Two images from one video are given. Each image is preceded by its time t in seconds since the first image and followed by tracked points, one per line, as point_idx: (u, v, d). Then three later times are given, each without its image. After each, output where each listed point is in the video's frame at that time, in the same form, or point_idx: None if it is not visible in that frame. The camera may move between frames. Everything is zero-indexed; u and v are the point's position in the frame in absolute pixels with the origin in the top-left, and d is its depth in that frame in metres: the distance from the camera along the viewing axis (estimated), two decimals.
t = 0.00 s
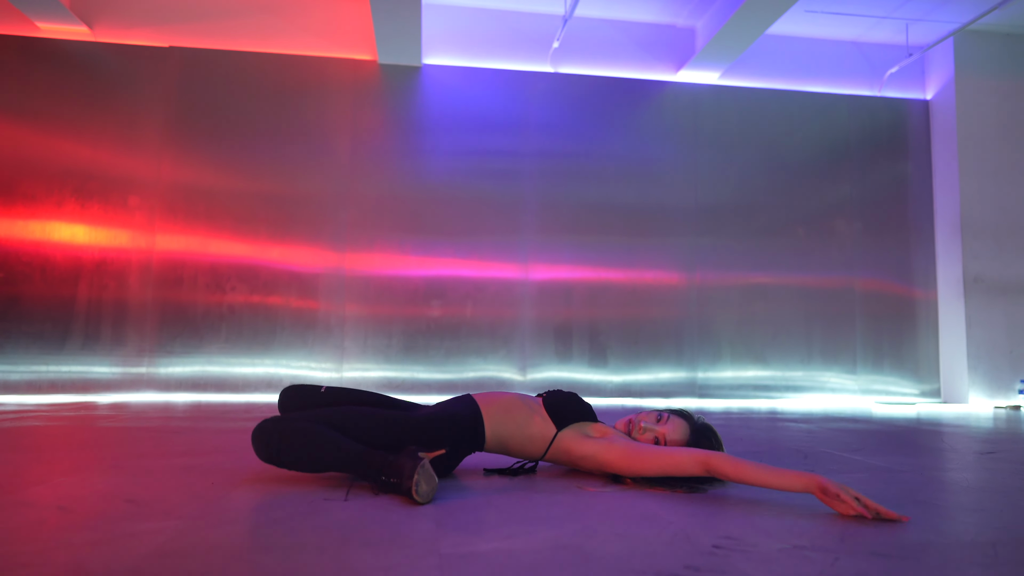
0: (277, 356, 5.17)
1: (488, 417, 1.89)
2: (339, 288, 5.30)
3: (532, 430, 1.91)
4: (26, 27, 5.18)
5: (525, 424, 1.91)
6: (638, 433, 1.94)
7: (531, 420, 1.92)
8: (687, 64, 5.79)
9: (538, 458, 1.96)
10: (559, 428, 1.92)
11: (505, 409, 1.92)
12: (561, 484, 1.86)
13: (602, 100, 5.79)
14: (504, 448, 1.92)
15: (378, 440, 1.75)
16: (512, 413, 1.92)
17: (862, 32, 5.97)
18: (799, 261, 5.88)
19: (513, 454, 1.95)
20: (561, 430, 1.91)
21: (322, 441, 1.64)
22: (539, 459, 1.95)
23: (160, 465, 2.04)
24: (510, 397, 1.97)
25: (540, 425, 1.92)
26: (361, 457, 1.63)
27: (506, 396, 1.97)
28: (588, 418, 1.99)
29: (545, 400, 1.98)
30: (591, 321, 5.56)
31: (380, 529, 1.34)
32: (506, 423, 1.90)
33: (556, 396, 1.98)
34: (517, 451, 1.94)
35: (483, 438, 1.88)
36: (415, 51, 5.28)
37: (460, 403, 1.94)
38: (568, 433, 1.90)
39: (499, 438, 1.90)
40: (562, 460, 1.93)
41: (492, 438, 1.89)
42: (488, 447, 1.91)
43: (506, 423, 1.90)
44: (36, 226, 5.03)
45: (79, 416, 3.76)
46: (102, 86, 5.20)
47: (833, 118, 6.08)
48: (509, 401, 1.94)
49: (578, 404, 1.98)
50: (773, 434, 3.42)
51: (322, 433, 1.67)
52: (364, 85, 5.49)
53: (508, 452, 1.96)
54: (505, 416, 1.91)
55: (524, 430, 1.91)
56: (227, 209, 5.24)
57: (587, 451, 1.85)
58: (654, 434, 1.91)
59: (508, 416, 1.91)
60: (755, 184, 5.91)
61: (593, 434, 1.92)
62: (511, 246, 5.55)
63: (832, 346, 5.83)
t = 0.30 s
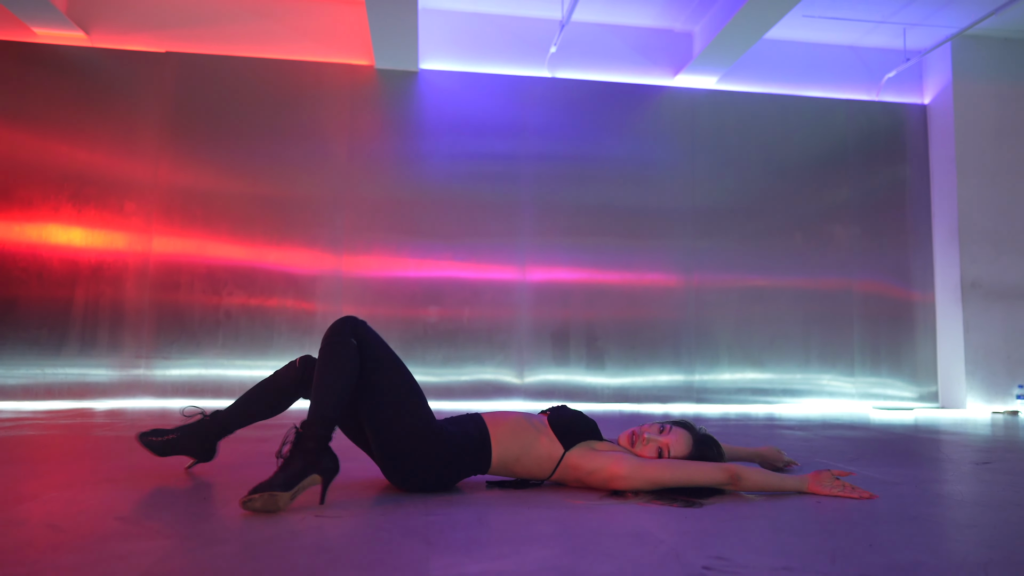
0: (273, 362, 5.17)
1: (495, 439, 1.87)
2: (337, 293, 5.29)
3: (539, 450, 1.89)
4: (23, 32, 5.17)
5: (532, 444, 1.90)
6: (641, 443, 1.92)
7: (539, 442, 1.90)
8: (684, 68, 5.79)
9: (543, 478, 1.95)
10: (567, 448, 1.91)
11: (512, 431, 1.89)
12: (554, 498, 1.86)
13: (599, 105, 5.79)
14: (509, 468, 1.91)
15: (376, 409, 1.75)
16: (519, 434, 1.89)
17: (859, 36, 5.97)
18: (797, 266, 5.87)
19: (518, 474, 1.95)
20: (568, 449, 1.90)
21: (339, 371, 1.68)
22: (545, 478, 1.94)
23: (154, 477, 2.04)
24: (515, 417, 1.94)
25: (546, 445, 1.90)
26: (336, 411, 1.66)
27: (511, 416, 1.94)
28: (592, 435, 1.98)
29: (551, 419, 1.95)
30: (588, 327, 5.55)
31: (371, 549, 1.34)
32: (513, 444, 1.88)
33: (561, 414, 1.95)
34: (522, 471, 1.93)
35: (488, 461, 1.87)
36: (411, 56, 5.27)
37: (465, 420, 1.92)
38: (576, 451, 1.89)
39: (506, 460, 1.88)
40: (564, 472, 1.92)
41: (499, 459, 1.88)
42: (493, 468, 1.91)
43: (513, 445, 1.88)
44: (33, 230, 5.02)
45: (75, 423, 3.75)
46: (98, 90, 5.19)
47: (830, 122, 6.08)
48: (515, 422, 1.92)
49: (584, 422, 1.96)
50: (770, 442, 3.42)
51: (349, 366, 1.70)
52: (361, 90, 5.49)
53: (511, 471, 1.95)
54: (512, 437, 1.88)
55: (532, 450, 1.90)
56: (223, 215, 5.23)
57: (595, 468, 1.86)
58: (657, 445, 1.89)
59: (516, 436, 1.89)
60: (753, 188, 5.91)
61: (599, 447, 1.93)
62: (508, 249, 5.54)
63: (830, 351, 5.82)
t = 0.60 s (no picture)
0: (270, 365, 5.18)
1: (476, 431, 1.91)
2: (333, 296, 5.30)
3: (518, 441, 1.90)
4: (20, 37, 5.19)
5: (509, 435, 1.91)
6: (629, 435, 1.95)
7: (518, 433, 1.91)
8: (680, 73, 5.81)
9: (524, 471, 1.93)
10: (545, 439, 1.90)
11: (492, 422, 1.93)
12: (544, 506, 1.87)
13: (595, 109, 5.81)
14: (491, 460, 1.92)
15: (367, 403, 1.83)
16: (499, 425, 1.92)
17: (854, 41, 6.00)
18: (792, 270, 5.89)
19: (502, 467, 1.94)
20: (545, 441, 1.89)
21: (339, 364, 1.82)
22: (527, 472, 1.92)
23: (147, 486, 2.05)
24: (498, 409, 1.98)
25: (526, 437, 1.90)
26: (327, 399, 1.79)
27: (494, 407, 1.98)
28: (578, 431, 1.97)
29: (533, 412, 1.97)
30: (584, 330, 5.57)
31: (359, 559, 1.36)
32: (490, 436, 1.91)
33: (544, 407, 1.97)
34: (504, 463, 1.93)
35: (471, 456, 1.89)
36: (408, 61, 5.29)
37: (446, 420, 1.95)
38: (552, 444, 1.88)
39: (485, 450, 1.90)
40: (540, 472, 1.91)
41: (479, 450, 1.90)
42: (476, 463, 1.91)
43: (491, 435, 1.91)
44: (30, 233, 5.03)
45: (72, 427, 3.76)
46: (96, 94, 5.21)
47: (826, 126, 6.10)
48: (496, 413, 1.95)
49: (568, 417, 1.97)
50: (762, 448, 3.43)
51: (350, 361, 1.83)
52: (358, 94, 5.50)
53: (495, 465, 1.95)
54: (491, 428, 1.92)
55: (510, 441, 1.91)
56: (220, 219, 5.24)
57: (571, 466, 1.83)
58: (644, 438, 1.93)
59: (494, 428, 1.92)
60: (748, 192, 5.93)
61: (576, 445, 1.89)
62: (505, 253, 5.56)
63: (825, 354, 5.85)
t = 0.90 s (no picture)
0: (266, 366, 5.18)
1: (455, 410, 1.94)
2: (329, 297, 5.31)
3: (493, 410, 1.89)
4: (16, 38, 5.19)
5: (485, 406, 1.91)
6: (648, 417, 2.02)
7: (490, 402, 1.91)
8: (675, 76, 5.84)
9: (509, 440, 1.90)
10: (514, 403, 1.85)
11: (466, 397, 1.95)
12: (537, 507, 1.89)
13: (591, 111, 5.83)
14: (477, 435, 1.92)
15: (362, 407, 1.84)
16: (472, 399, 1.94)
17: (848, 44, 6.04)
18: (786, 271, 5.93)
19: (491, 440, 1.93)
20: (516, 404, 1.85)
21: (334, 370, 1.84)
22: (511, 440, 1.89)
23: (143, 487, 2.06)
24: (473, 382, 1.99)
25: (498, 404, 1.89)
26: (324, 403, 1.83)
27: (470, 380, 1.99)
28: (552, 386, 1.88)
29: (502, 375, 1.93)
30: (579, 331, 5.59)
31: (355, 560, 1.38)
32: (467, 410, 1.93)
33: (511, 370, 1.92)
34: (490, 436, 1.92)
35: (457, 433, 1.90)
36: (404, 63, 5.31)
37: (428, 415, 1.95)
38: (520, 407, 1.84)
39: (464, 424, 1.91)
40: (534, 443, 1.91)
41: (460, 425, 1.91)
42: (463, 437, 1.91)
43: (467, 409, 1.93)
44: (26, 234, 5.03)
45: (67, 429, 3.76)
46: (92, 96, 5.21)
47: (821, 129, 6.14)
48: (469, 387, 1.97)
49: (536, 373, 1.88)
50: (755, 448, 3.45)
51: (345, 367, 1.85)
52: (354, 96, 5.52)
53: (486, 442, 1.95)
54: (465, 404, 1.94)
55: (486, 411, 1.91)
56: (216, 220, 5.25)
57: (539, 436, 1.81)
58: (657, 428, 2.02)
59: (470, 402, 1.94)
60: (743, 194, 5.97)
61: (539, 409, 1.82)
62: (500, 254, 5.57)
63: (819, 355, 5.88)
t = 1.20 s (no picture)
0: (265, 365, 5.20)
1: (452, 411, 1.96)
2: (329, 296, 5.33)
3: (491, 410, 1.91)
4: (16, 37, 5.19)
5: (482, 407, 1.93)
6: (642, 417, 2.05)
7: (487, 403, 1.92)
8: (673, 77, 5.87)
9: (506, 440, 1.92)
10: (512, 405, 1.88)
11: (463, 399, 1.97)
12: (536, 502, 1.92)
13: (589, 111, 5.86)
14: (474, 435, 1.94)
15: (359, 406, 1.87)
16: (470, 400, 1.95)
17: (844, 46, 6.08)
18: (783, 272, 5.96)
19: (488, 439, 1.95)
20: (514, 406, 1.87)
21: (332, 368, 1.86)
22: (509, 440, 1.91)
23: (147, 483, 2.08)
24: (469, 383, 2.00)
25: (495, 405, 1.91)
26: (323, 401, 1.85)
27: (466, 382, 2.01)
28: (548, 387, 1.91)
29: (499, 377, 1.95)
30: (577, 331, 5.62)
31: (358, 554, 1.41)
32: (465, 411, 1.94)
33: (508, 371, 1.94)
34: (488, 436, 1.94)
35: (454, 435, 1.92)
36: (403, 64, 5.33)
37: (425, 414, 1.97)
38: (518, 409, 1.86)
39: (462, 425, 1.93)
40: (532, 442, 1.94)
41: (458, 428, 1.93)
42: (460, 438, 1.93)
43: (464, 411, 1.94)
44: (25, 233, 5.04)
45: (68, 426, 3.78)
46: (92, 95, 5.22)
47: (817, 129, 6.18)
48: (466, 388, 1.99)
49: (533, 373, 1.91)
50: (751, 447, 3.49)
51: (343, 365, 1.87)
52: (353, 96, 5.54)
53: (483, 441, 1.97)
54: (462, 406, 1.95)
55: (483, 412, 1.92)
56: (215, 219, 5.27)
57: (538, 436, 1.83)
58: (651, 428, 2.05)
59: (466, 403, 1.95)
60: (740, 195, 6.00)
61: (536, 410, 1.84)
62: (499, 254, 5.60)
63: (815, 354, 5.92)
